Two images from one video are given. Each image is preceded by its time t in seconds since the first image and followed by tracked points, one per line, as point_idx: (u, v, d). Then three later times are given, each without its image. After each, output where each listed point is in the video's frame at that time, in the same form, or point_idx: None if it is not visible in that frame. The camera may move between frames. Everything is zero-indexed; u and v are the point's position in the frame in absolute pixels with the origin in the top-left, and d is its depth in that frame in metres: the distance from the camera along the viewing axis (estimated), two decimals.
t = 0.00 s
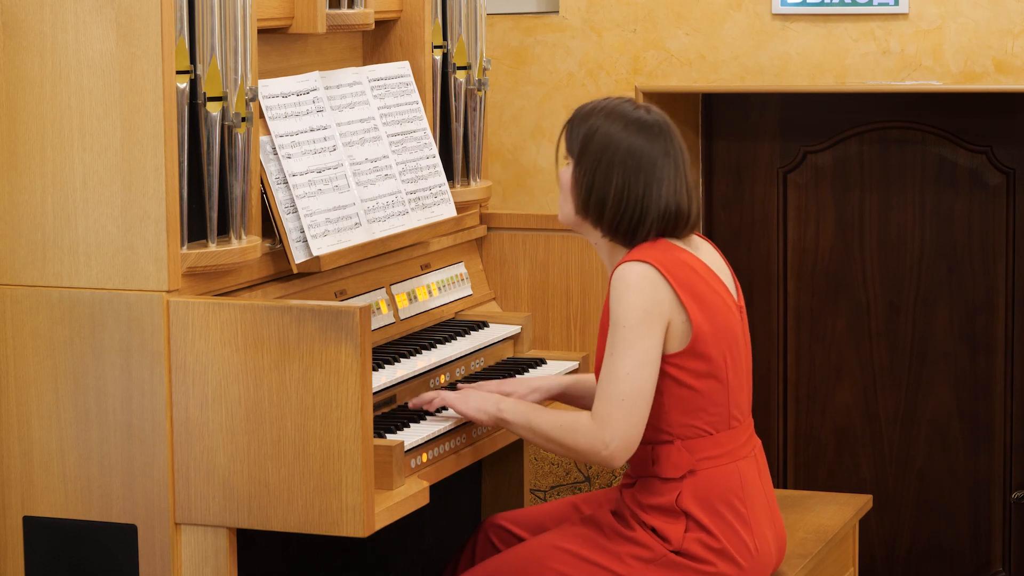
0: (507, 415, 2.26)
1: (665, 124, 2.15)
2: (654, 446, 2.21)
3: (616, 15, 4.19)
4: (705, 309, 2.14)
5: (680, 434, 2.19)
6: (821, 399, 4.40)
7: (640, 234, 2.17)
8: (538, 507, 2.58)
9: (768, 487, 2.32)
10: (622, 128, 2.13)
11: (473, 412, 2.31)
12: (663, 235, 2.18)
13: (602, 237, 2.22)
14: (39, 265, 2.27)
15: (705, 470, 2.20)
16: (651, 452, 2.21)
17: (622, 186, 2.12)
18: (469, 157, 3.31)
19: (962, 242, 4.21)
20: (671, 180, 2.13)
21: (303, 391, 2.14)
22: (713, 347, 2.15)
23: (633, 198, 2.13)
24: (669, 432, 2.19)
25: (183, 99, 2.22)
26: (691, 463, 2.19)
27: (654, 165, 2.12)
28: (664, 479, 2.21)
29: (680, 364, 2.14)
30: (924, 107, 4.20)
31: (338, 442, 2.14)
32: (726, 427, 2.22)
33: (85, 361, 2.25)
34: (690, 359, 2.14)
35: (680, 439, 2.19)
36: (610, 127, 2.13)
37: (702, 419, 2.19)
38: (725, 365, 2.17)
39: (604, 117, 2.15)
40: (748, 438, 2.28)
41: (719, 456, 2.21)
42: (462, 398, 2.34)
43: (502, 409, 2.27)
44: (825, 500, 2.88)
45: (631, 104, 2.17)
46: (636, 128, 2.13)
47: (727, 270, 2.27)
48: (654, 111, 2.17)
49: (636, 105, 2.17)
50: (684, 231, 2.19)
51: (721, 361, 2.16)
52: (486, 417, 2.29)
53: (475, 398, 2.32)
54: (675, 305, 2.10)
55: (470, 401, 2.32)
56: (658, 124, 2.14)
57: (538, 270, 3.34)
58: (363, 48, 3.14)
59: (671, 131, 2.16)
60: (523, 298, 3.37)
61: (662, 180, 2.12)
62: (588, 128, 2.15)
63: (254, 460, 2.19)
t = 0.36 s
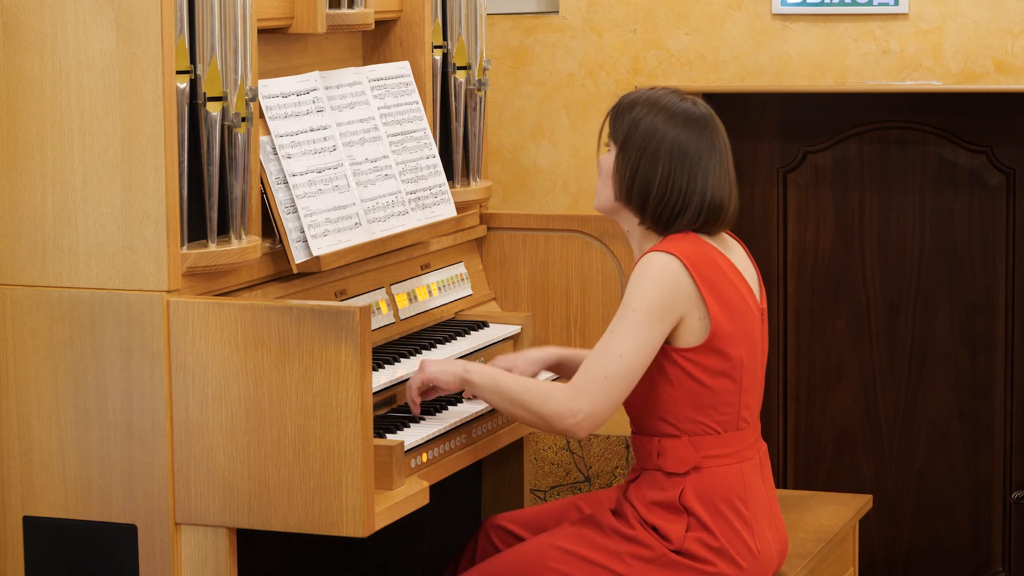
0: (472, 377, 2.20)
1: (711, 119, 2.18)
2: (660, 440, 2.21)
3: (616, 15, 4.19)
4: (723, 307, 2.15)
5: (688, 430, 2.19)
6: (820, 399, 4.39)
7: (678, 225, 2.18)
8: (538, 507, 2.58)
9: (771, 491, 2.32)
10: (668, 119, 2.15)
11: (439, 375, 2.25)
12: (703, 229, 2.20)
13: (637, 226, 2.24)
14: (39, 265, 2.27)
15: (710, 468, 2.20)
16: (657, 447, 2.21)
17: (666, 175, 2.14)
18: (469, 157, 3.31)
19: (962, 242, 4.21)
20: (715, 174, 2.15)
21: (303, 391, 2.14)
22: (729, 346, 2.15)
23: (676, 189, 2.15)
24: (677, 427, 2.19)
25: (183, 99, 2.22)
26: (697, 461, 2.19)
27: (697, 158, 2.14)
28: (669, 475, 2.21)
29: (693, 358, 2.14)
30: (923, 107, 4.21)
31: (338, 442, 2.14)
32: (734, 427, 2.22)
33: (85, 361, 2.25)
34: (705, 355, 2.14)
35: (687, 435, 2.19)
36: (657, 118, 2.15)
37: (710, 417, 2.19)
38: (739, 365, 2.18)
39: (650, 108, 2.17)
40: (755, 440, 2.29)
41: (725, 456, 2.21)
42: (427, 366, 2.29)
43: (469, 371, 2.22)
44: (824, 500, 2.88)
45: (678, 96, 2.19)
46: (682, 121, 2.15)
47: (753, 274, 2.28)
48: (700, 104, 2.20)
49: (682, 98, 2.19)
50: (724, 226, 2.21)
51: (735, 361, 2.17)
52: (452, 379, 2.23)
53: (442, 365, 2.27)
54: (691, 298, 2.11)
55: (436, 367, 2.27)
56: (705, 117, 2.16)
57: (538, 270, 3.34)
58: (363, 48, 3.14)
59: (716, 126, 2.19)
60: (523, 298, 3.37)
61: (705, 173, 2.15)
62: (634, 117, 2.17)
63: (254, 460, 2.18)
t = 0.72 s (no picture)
0: (500, 402, 2.22)
1: (712, 117, 2.20)
2: (665, 441, 2.21)
3: (616, 15, 4.19)
4: (734, 308, 2.15)
5: (693, 431, 2.19)
6: (820, 399, 4.39)
7: (684, 224, 2.20)
8: (538, 508, 2.58)
9: (773, 493, 2.32)
10: (670, 119, 2.17)
11: (466, 402, 2.26)
12: (710, 227, 2.22)
13: (644, 227, 2.25)
14: (39, 265, 2.27)
15: (713, 469, 2.20)
16: (661, 447, 2.22)
17: (670, 175, 2.16)
18: (469, 157, 3.31)
19: (962, 242, 4.21)
20: (719, 171, 2.17)
21: (303, 391, 2.14)
22: (736, 348, 2.15)
23: (680, 188, 2.16)
24: (681, 428, 2.19)
25: (183, 99, 2.22)
26: (700, 461, 2.19)
27: (701, 156, 2.16)
28: (672, 475, 2.21)
29: (702, 360, 2.14)
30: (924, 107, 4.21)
31: (337, 442, 2.14)
32: (738, 428, 2.22)
33: (85, 361, 2.25)
34: (713, 356, 2.14)
35: (692, 436, 2.19)
36: (659, 118, 2.17)
37: (715, 418, 2.19)
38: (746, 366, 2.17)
39: (653, 108, 2.19)
40: (758, 442, 2.29)
41: (728, 457, 2.21)
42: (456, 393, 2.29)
43: (495, 396, 2.23)
44: (825, 500, 2.88)
45: (679, 96, 2.21)
46: (684, 120, 2.18)
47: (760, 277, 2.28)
48: (702, 104, 2.22)
49: (684, 98, 2.21)
50: (731, 224, 2.23)
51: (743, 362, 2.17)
52: (478, 406, 2.24)
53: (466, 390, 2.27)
54: (702, 299, 2.11)
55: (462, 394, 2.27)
56: (707, 116, 2.19)
57: (538, 270, 3.34)
58: (363, 48, 3.14)
59: (718, 125, 2.21)
60: (523, 298, 3.37)
61: (709, 171, 2.16)
62: (637, 119, 2.20)
63: (254, 461, 2.18)
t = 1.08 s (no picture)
0: (505, 412, 2.18)
1: (662, 119, 2.14)
2: (661, 443, 2.21)
3: (616, 15, 4.19)
4: (717, 308, 2.13)
5: (689, 432, 2.18)
6: (821, 399, 4.41)
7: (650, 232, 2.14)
8: (538, 507, 2.58)
9: (771, 490, 2.32)
10: (620, 127, 2.12)
11: (472, 407, 2.23)
12: (675, 232, 2.17)
13: (613, 240, 2.20)
14: (39, 265, 2.27)
15: (711, 469, 2.20)
16: (658, 450, 2.21)
17: (628, 185, 2.10)
18: (469, 157, 3.31)
19: (962, 242, 4.21)
20: (677, 174, 2.11)
21: (303, 391, 2.14)
22: (723, 347, 2.14)
23: (640, 197, 2.11)
24: (677, 430, 2.18)
25: (183, 99, 2.22)
26: (698, 462, 2.19)
27: (656, 162, 2.10)
28: (670, 477, 2.21)
29: (691, 362, 2.13)
30: (924, 107, 4.20)
31: (338, 442, 2.14)
32: (733, 428, 2.22)
33: (85, 361, 2.25)
34: (701, 357, 2.13)
35: (688, 437, 2.19)
36: (609, 129, 2.12)
37: (710, 419, 2.18)
38: (734, 366, 2.17)
39: (602, 119, 2.14)
40: (754, 440, 2.28)
41: (726, 456, 2.21)
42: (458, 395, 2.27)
43: (501, 405, 2.20)
44: (825, 500, 2.88)
45: (628, 104, 2.15)
46: (634, 127, 2.12)
47: (741, 273, 2.26)
48: (652, 109, 2.16)
49: (633, 105, 2.16)
50: (696, 227, 2.17)
51: (731, 361, 2.16)
52: (485, 415, 2.21)
53: (473, 394, 2.25)
54: (686, 300, 2.09)
55: (467, 398, 2.25)
56: (657, 121, 2.13)
57: (538, 269, 3.34)
58: (363, 48, 3.14)
59: (671, 128, 2.15)
60: (523, 298, 3.37)
61: (667, 176, 2.11)
62: (587, 132, 2.14)
63: (254, 460, 2.19)
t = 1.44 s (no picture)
0: (498, 391, 2.18)
1: (582, 131, 2.18)
2: (654, 444, 2.21)
3: (616, 15, 4.19)
4: (694, 304, 2.14)
5: (681, 431, 2.18)
6: (821, 399, 4.41)
7: (604, 238, 2.16)
8: (538, 506, 2.58)
9: (768, 487, 2.31)
10: (545, 151, 2.16)
11: (463, 390, 2.25)
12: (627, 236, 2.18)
13: (581, 257, 2.21)
14: (39, 265, 2.27)
15: (706, 466, 2.19)
16: (652, 450, 2.21)
17: (568, 199, 2.13)
18: (469, 157, 3.31)
19: (962, 242, 4.21)
20: (611, 176, 2.14)
21: (303, 391, 2.14)
22: (704, 343, 2.14)
23: (583, 206, 2.13)
24: (669, 429, 2.19)
25: (183, 99, 2.22)
26: (692, 460, 2.18)
27: (588, 170, 2.13)
28: (666, 476, 2.21)
29: (674, 360, 2.14)
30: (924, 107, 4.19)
31: (338, 442, 2.14)
32: (725, 424, 2.21)
33: (85, 361, 2.25)
34: (682, 355, 2.13)
35: (680, 435, 2.19)
36: (536, 154, 2.16)
37: (701, 415, 2.18)
38: (718, 361, 2.17)
39: (526, 150, 2.18)
40: (747, 436, 2.28)
41: (720, 453, 2.20)
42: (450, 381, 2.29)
43: (495, 384, 2.20)
44: (825, 500, 2.88)
45: (547, 129, 2.20)
46: (557, 145, 2.16)
47: (715, 267, 2.26)
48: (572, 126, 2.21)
49: (551, 129, 2.20)
50: (643, 224, 2.19)
51: (713, 356, 2.16)
52: (477, 394, 2.22)
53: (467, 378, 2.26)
54: (662, 299, 2.10)
55: (460, 381, 2.26)
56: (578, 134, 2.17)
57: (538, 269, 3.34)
58: (363, 48, 3.14)
59: (594, 137, 2.19)
60: (523, 298, 3.37)
61: (601, 180, 2.13)
62: (516, 165, 2.18)
63: (254, 460, 2.18)
